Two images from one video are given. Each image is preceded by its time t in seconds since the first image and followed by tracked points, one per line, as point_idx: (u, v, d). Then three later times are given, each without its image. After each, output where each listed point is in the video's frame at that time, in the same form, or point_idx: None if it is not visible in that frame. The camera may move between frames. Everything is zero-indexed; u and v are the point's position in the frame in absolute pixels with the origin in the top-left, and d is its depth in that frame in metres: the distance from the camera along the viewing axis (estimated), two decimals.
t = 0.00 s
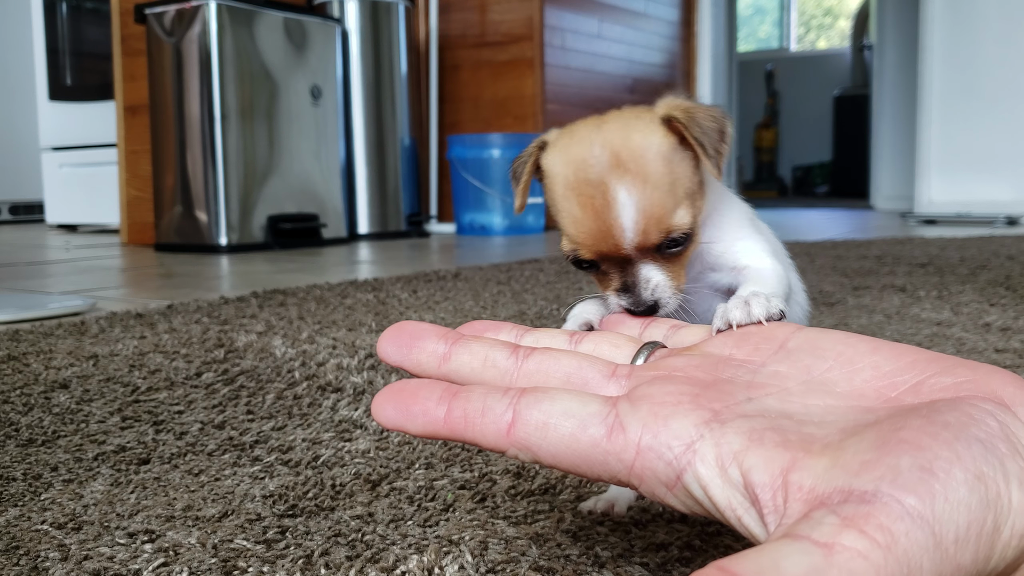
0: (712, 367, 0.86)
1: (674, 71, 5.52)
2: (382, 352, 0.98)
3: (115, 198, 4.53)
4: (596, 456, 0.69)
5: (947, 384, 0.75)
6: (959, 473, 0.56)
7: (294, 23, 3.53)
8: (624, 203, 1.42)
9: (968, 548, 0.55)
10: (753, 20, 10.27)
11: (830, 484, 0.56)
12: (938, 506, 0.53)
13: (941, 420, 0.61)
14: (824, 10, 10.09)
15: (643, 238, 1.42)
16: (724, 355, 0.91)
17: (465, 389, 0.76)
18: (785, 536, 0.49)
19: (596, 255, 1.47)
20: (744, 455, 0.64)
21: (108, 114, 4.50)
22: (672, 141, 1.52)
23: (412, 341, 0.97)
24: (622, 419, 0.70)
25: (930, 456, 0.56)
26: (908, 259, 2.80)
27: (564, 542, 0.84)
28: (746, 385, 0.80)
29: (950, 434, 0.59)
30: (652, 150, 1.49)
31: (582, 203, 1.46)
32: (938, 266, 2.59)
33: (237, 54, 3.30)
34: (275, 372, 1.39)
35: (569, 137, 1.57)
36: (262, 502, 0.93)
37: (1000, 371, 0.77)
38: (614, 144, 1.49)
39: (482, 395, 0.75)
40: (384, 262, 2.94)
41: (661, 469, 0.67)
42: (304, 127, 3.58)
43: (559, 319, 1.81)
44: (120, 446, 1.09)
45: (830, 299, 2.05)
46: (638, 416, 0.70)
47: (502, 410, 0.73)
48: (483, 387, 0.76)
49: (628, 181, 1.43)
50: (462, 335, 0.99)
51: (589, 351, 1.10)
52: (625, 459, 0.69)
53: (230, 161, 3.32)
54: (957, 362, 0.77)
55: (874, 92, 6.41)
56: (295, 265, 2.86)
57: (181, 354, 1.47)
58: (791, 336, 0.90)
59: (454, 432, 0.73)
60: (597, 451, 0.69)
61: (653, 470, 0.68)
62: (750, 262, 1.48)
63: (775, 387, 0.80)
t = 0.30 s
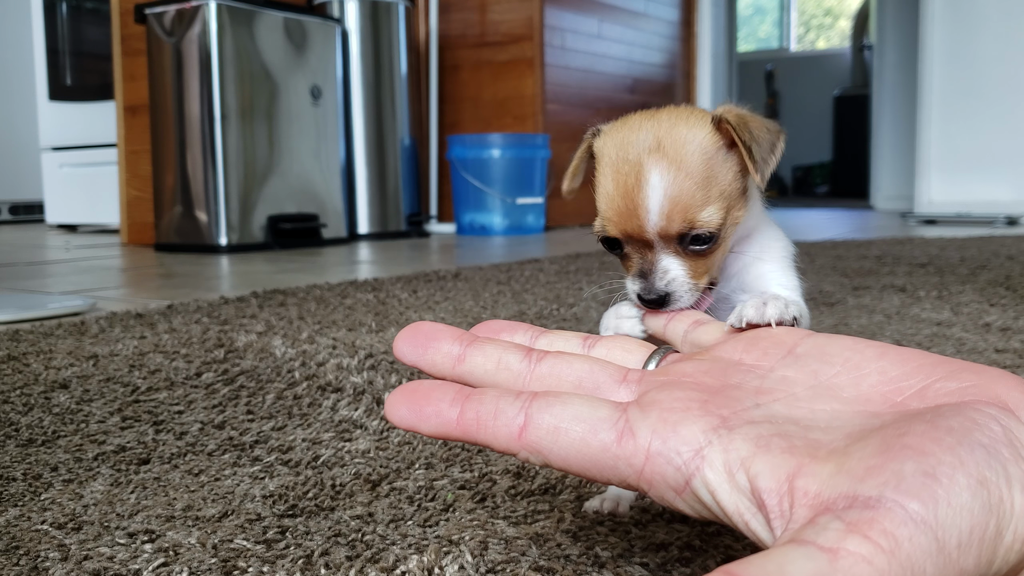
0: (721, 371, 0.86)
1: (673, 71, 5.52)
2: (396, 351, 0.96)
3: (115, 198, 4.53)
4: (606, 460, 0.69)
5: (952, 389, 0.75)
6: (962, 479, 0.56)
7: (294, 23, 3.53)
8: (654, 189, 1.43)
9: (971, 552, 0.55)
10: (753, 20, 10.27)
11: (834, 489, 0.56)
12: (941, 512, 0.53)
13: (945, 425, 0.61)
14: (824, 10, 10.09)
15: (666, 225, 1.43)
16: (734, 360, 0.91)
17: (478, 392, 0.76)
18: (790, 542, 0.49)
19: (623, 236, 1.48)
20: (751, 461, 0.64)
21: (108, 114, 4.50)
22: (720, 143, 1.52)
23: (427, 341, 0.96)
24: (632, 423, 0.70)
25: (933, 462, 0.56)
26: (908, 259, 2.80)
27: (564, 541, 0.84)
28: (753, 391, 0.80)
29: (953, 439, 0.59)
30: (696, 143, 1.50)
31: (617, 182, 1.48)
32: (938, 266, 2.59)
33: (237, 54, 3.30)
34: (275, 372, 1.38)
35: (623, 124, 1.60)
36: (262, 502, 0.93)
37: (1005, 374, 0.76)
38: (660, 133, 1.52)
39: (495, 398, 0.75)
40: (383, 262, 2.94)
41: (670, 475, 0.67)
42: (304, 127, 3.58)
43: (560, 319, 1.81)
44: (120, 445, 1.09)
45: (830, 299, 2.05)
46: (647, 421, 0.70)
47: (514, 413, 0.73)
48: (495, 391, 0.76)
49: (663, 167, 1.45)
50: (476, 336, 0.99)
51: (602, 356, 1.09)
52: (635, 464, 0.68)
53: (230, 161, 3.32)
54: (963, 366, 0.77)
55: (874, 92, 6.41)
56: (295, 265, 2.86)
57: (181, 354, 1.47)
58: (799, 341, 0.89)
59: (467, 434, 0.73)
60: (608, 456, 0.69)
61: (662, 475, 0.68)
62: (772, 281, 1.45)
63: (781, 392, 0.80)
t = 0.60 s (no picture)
0: (723, 383, 0.86)
1: (673, 71, 5.52)
2: (406, 357, 0.96)
3: (115, 198, 4.53)
4: (611, 472, 0.69)
5: (953, 396, 0.74)
6: (963, 487, 0.56)
7: (294, 23, 3.53)
8: (658, 192, 1.43)
9: (974, 562, 0.54)
10: (753, 20, 10.27)
11: (838, 499, 0.56)
12: (943, 521, 0.53)
13: (946, 433, 0.61)
14: (823, 10, 10.09)
15: (668, 229, 1.44)
16: (737, 369, 0.91)
17: (484, 403, 0.76)
18: (794, 553, 0.49)
19: (628, 236, 1.50)
20: (754, 473, 0.64)
21: (108, 114, 4.50)
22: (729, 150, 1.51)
23: (437, 348, 0.96)
24: (636, 436, 0.70)
25: (935, 471, 0.56)
26: (908, 259, 2.80)
27: (564, 541, 0.84)
28: (756, 402, 0.80)
29: (954, 448, 0.59)
30: (702, 147, 1.50)
31: (622, 182, 1.49)
32: (938, 266, 2.59)
33: (236, 54, 3.30)
34: (275, 372, 1.38)
35: (633, 124, 1.61)
36: (262, 502, 0.93)
37: (1006, 379, 0.76)
38: (668, 136, 1.51)
39: (500, 410, 0.75)
40: (383, 262, 2.94)
41: (675, 486, 0.67)
42: (304, 127, 3.58)
43: (560, 319, 1.81)
44: (120, 446, 1.09)
45: (830, 299, 2.05)
46: (652, 434, 0.70)
47: (520, 426, 0.73)
48: (501, 402, 0.76)
49: (668, 172, 1.45)
50: (483, 345, 0.99)
51: (607, 364, 1.09)
52: (640, 476, 0.68)
53: (230, 161, 3.32)
54: (964, 373, 0.77)
55: (874, 92, 6.41)
56: (295, 265, 2.86)
57: (181, 354, 1.47)
58: (803, 350, 0.89)
59: (473, 446, 0.73)
60: (613, 468, 0.69)
61: (667, 487, 0.68)
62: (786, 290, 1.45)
63: (784, 401, 0.80)
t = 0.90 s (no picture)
0: (718, 386, 0.86)
1: (673, 71, 5.52)
2: (394, 359, 0.96)
3: (115, 198, 4.53)
4: (606, 480, 0.68)
5: (951, 396, 0.74)
6: (966, 493, 0.56)
7: (294, 23, 3.53)
8: (632, 189, 1.42)
9: (978, 568, 0.54)
10: (753, 19, 10.26)
11: (839, 507, 0.56)
12: (946, 528, 0.53)
13: (946, 436, 0.61)
14: (824, 10, 10.10)
15: (645, 225, 1.43)
16: (731, 370, 0.90)
17: (475, 410, 0.75)
18: (798, 562, 0.49)
19: (608, 234, 1.49)
20: (753, 480, 0.64)
21: (108, 113, 4.50)
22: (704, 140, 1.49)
23: (425, 350, 0.95)
24: (632, 443, 0.70)
25: (937, 477, 0.56)
26: (908, 259, 2.80)
27: (564, 541, 0.85)
28: (752, 405, 0.80)
29: (955, 452, 0.59)
30: (676, 142, 1.48)
31: (597, 180, 1.48)
32: (938, 266, 2.59)
33: (236, 54, 3.30)
34: (275, 372, 1.38)
35: (613, 119, 1.60)
36: (262, 502, 0.93)
37: (1004, 379, 0.76)
38: (643, 131, 1.50)
39: (492, 417, 0.74)
40: (383, 262, 2.94)
41: (673, 494, 0.67)
42: (304, 127, 3.58)
43: (559, 319, 1.81)
44: (120, 446, 1.09)
45: (829, 299, 2.05)
46: (648, 440, 0.70)
47: (512, 432, 0.72)
48: (493, 409, 0.76)
49: (643, 167, 1.43)
50: (473, 347, 0.98)
51: (600, 366, 1.10)
52: (636, 484, 0.68)
53: (230, 161, 3.32)
54: (962, 373, 0.76)
55: (874, 92, 6.41)
56: (295, 265, 2.86)
57: (181, 354, 1.47)
58: (796, 350, 0.89)
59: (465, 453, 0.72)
60: (608, 475, 0.68)
61: (665, 495, 0.67)
62: (787, 292, 1.47)
63: (780, 404, 0.80)
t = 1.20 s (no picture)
0: (716, 386, 0.86)
1: (673, 71, 5.52)
2: (386, 362, 0.94)
3: (114, 198, 4.53)
4: (606, 484, 0.69)
5: (950, 394, 0.74)
6: (969, 493, 0.56)
7: (294, 23, 3.53)
8: (630, 214, 1.42)
9: (982, 569, 0.54)
10: (753, 19, 10.23)
11: (843, 509, 0.56)
12: (950, 529, 0.53)
13: (947, 436, 0.61)
14: (824, 10, 10.10)
15: (635, 249, 1.42)
16: (728, 370, 0.91)
17: (473, 414, 0.75)
18: (803, 565, 0.49)
19: (590, 251, 1.48)
20: (754, 482, 0.64)
21: (108, 113, 4.50)
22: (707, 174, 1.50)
23: (419, 353, 0.94)
24: (632, 446, 0.70)
25: (940, 477, 0.56)
26: (908, 259, 2.80)
27: (564, 542, 0.85)
28: (750, 405, 0.80)
29: (958, 452, 0.59)
30: (676, 167, 1.48)
31: (592, 194, 1.46)
32: (938, 266, 2.59)
33: (237, 54, 3.30)
34: (275, 372, 1.38)
35: (605, 131, 1.58)
36: (262, 502, 0.93)
37: (1004, 377, 0.76)
38: (646, 153, 1.49)
39: (490, 421, 0.74)
40: (383, 262, 2.94)
41: (674, 497, 0.67)
42: (304, 127, 3.58)
43: (560, 319, 1.81)
44: (120, 446, 1.09)
45: (830, 299, 2.05)
46: (648, 444, 0.70)
47: (511, 438, 0.72)
48: (490, 412, 0.75)
49: (644, 193, 1.43)
50: (468, 349, 0.96)
51: (594, 367, 1.09)
52: (637, 488, 0.68)
53: (230, 160, 3.32)
54: (961, 371, 0.76)
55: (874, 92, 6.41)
56: (294, 265, 2.86)
57: (181, 354, 1.47)
58: (793, 346, 0.89)
59: (462, 458, 0.72)
60: (608, 480, 0.68)
61: (665, 498, 0.67)
62: (752, 288, 1.51)
63: (778, 404, 0.81)
